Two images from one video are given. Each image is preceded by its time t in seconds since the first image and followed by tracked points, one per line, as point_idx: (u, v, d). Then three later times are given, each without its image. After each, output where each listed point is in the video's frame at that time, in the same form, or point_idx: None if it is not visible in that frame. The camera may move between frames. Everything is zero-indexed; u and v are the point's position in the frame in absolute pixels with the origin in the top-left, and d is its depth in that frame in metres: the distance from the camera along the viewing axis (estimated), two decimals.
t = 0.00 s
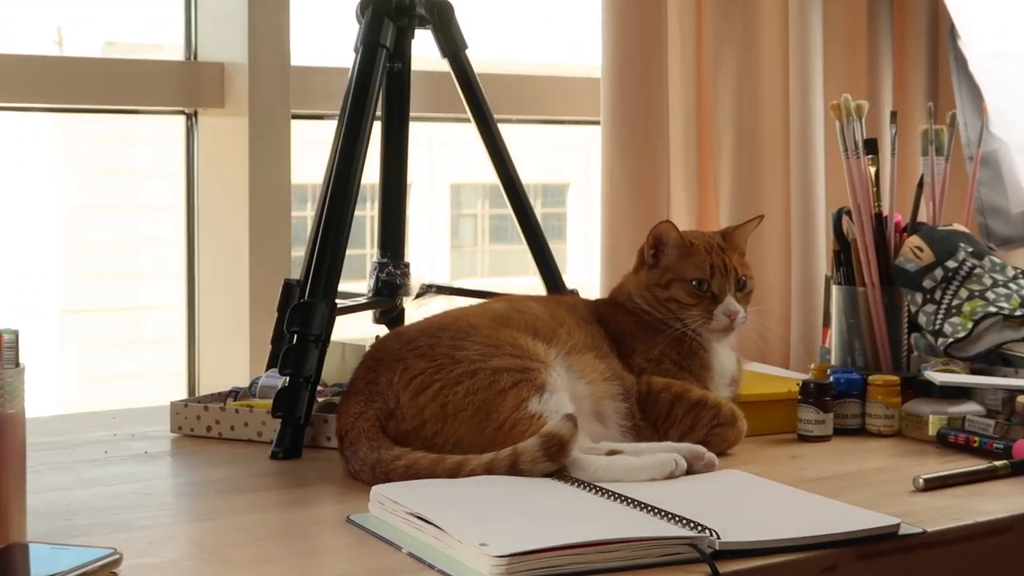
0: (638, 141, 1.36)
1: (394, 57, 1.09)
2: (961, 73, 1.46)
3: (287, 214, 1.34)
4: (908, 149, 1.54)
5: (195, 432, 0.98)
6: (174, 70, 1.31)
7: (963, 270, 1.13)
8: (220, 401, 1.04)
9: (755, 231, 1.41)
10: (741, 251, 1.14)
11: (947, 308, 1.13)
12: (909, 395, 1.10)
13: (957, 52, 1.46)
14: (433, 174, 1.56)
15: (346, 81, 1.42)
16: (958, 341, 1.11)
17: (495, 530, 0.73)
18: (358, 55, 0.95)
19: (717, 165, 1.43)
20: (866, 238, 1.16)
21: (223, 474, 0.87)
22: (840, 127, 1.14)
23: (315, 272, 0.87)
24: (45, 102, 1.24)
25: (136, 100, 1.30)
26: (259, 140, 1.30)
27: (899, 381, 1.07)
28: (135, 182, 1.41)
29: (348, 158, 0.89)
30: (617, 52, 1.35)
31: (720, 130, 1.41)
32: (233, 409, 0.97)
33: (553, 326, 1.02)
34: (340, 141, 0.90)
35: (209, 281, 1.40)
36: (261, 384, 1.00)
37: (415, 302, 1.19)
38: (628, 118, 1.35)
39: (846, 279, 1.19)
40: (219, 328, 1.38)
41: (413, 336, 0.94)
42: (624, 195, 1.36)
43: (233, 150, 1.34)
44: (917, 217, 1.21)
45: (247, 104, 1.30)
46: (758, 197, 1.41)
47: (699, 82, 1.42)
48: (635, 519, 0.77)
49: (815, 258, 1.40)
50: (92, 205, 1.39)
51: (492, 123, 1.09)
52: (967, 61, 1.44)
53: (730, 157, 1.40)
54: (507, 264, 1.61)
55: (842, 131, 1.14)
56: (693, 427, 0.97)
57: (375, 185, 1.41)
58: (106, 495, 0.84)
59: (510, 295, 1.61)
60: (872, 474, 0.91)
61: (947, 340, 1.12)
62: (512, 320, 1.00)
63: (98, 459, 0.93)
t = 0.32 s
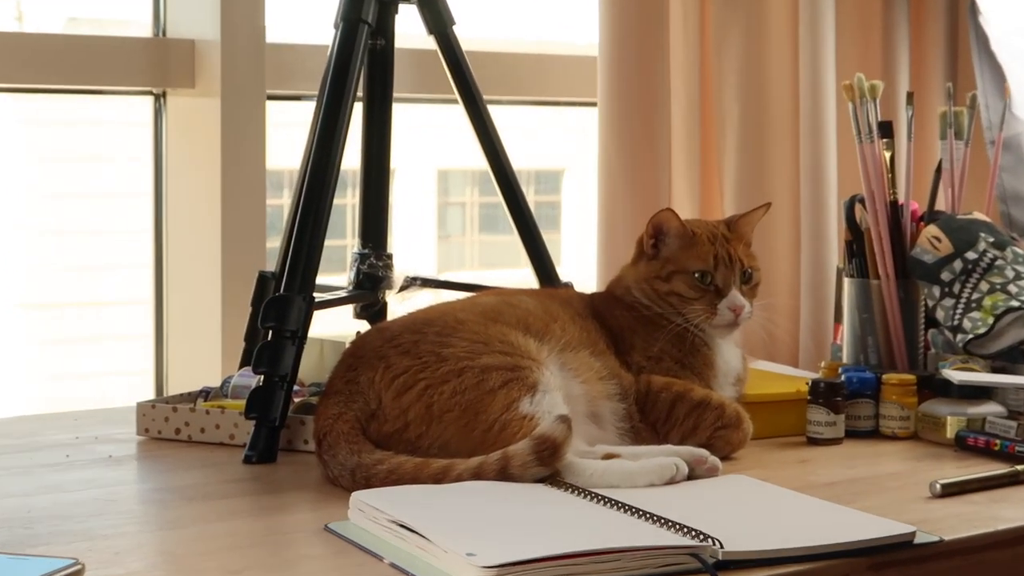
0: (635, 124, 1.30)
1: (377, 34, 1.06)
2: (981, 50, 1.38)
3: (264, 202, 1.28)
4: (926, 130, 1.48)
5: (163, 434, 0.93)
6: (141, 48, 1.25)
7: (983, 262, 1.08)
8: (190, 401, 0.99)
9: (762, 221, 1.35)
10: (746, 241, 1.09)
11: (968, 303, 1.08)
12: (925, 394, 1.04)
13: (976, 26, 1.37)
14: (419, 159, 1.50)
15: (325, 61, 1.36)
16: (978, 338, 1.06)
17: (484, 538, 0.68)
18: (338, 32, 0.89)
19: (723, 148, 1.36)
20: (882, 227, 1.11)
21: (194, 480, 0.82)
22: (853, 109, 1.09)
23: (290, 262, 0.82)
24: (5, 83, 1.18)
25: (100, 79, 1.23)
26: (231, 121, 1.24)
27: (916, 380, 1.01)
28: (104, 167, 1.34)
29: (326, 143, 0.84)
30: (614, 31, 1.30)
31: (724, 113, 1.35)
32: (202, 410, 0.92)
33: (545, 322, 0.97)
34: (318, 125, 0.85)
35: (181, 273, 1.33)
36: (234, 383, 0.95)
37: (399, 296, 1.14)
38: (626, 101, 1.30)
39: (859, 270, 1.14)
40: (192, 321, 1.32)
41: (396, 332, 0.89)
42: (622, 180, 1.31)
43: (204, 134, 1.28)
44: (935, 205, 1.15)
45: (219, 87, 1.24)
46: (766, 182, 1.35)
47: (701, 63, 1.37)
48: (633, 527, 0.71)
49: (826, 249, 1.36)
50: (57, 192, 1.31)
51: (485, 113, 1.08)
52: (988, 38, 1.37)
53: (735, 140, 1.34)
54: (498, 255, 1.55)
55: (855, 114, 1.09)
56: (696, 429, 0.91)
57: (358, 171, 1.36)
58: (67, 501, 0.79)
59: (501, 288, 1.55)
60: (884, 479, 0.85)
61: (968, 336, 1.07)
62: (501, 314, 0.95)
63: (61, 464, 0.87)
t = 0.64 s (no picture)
0: (633, 105, 1.26)
1: (356, 8, 1.04)
2: (1002, 23, 1.31)
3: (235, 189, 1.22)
4: (942, 112, 1.42)
5: (127, 437, 0.88)
6: (105, 24, 1.19)
7: (1005, 251, 1.03)
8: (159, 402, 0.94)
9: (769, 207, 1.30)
10: (751, 229, 1.03)
11: (988, 296, 1.03)
12: (942, 394, 0.99)
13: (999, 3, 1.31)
14: (402, 143, 1.45)
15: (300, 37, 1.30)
16: (998, 333, 1.02)
17: (469, 548, 0.62)
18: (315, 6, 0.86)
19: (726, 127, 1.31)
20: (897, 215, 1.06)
21: (160, 486, 0.77)
22: (866, 90, 1.04)
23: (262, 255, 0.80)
24: None
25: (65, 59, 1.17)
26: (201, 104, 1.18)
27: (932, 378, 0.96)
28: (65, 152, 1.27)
29: (300, 128, 0.81)
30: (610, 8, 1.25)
31: (727, 94, 1.30)
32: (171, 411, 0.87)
33: (536, 317, 0.92)
34: (291, 110, 0.82)
35: (146, 266, 1.27)
36: (203, 382, 0.91)
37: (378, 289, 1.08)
38: (623, 81, 1.25)
39: (872, 261, 1.09)
40: (158, 316, 1.26)
41: (377, 327, 0.83)
42: (619, 165, 1.26)
43: (170, 116, 1.22)
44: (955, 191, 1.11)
45: (186, 67, 1.18)
46: (772, 167, 1.30)
47: (704, 41, 1.33)
48: (631, 536, 0.66)
49: (836, 239, 1.33)
50: (22, 180, 1.26)
51: (471, 92, 1.06)
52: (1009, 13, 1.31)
53: (740, 122, 1.28)
54: (487, 243, 1.50)
55: (868, 94, 1.04)
56: (698, 431, 0.87)
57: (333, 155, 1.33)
58: (23, 508, 0.73)
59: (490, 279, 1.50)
60: (897, 485, 0.80)
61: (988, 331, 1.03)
62: (489, 309, 0.90)
63: (19, 468, 0.82)
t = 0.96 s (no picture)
0: (638, 88, 1.21)
1: None
2: None
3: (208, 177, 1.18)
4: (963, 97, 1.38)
5: (97, 443, 0.84)
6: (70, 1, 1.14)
7: None
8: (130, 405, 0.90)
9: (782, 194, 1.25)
10: (763, 219, 0.99)
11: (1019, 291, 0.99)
12: (969, 395, 0.94)
13: None
14: (391, 127, 1.40)
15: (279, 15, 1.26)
16: None
17: (462, 560, 0.58)
18: None
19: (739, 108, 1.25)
20: (922, 202, 1.01)
21: (133, 494, 0.72)
22: (887, 70, 1.00)
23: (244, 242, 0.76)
24: None
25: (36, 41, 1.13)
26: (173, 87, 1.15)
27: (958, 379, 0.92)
28: (35, 136, 1.22)
29: (280, 116, 0.78)
30: None
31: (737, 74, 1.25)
32: (144, 414, 0.82)
33: (534, 314, 0.88)
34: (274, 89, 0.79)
35: (119, 259, 1.21)
36: (177, 384, 0.87)
37: (366, 283, 1.03)
38: (626, 62, 1.21)
39: (893, 253, 1.05)
40: (131, 312, 1.21)
41: (365, 324, 0.79)
42: (623, 151, 1.22)
43: (143, 98, 1.17)
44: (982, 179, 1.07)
45: (160, 44, 1.14)
46: (783, 154, 1.25)
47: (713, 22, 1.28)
48: (637, 548, 0.62)
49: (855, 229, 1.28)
50: None
51: (464, 72, 1.02)
52: None
53: (754, 102, 1.23)
54: (482, 234, 1.45)
55: (889, 74, 1.00)
56: (707, 435, 0.82)
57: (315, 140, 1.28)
58: None
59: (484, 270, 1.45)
60: (919, 492, 0.75)
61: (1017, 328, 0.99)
62: (484, 306, 0.85)
63: None
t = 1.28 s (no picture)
0: (640, 81, 1.18)
1: None
2: None
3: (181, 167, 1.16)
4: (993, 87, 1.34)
5: (59, 457, 0.80)
6: None
7: None
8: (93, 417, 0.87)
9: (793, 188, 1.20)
10: (777, 216, 0.94)
11: None
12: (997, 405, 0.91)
13: None
14: (379, 117, 1.37)
15: None
16: None
17: None
18: None
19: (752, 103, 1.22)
20: (947, 198, 0.96)
21: (103, 511, 0.68)
22: (911, 55, 0.95)
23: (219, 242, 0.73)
24: None
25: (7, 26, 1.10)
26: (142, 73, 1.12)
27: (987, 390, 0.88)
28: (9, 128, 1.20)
29: (257, 112, 0.75)
30: None
31: (751, 62, 1.21)
32: (113, 425, 0.79)
33: (532, 318, 0.83)
34: (250, 83, 0.76)
35: (92, 258, 1.18)
36: (147, 393, 0.84)
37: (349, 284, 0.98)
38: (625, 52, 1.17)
39: (917, 253, 1.01)
40: (101, 308, 1.18)
41: (348, 329, 0.74)
42: (626, 146, 1.19)
43: (113, 83, 1.14)
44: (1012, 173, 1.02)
45: (129, 28, 1.11)
46: (791, 150, 1.20)
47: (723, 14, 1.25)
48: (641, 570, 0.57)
49: (875, 224, 1.24)
50: None
51: (456, 59, 0.97)
52: None
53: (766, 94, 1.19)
54: (474, 230, 1.42)
55: (913, 61, 0.94)
56: (716, 448, 0.78)
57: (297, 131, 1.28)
58: None
59: (477, 269, 1.42)
60: (942, 509, 0.71)
61: None
62: (477, 309, 0.80)
63: None
